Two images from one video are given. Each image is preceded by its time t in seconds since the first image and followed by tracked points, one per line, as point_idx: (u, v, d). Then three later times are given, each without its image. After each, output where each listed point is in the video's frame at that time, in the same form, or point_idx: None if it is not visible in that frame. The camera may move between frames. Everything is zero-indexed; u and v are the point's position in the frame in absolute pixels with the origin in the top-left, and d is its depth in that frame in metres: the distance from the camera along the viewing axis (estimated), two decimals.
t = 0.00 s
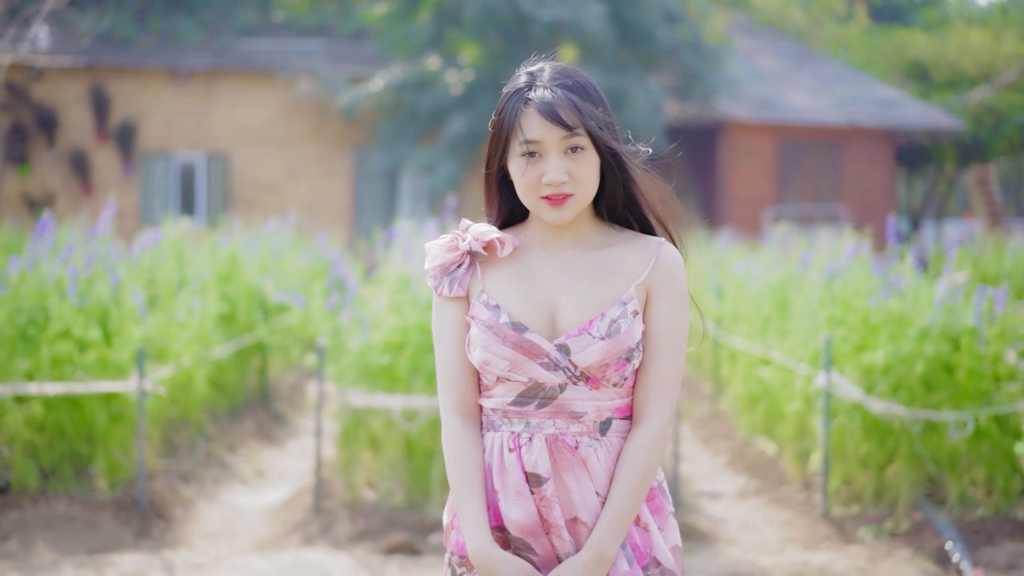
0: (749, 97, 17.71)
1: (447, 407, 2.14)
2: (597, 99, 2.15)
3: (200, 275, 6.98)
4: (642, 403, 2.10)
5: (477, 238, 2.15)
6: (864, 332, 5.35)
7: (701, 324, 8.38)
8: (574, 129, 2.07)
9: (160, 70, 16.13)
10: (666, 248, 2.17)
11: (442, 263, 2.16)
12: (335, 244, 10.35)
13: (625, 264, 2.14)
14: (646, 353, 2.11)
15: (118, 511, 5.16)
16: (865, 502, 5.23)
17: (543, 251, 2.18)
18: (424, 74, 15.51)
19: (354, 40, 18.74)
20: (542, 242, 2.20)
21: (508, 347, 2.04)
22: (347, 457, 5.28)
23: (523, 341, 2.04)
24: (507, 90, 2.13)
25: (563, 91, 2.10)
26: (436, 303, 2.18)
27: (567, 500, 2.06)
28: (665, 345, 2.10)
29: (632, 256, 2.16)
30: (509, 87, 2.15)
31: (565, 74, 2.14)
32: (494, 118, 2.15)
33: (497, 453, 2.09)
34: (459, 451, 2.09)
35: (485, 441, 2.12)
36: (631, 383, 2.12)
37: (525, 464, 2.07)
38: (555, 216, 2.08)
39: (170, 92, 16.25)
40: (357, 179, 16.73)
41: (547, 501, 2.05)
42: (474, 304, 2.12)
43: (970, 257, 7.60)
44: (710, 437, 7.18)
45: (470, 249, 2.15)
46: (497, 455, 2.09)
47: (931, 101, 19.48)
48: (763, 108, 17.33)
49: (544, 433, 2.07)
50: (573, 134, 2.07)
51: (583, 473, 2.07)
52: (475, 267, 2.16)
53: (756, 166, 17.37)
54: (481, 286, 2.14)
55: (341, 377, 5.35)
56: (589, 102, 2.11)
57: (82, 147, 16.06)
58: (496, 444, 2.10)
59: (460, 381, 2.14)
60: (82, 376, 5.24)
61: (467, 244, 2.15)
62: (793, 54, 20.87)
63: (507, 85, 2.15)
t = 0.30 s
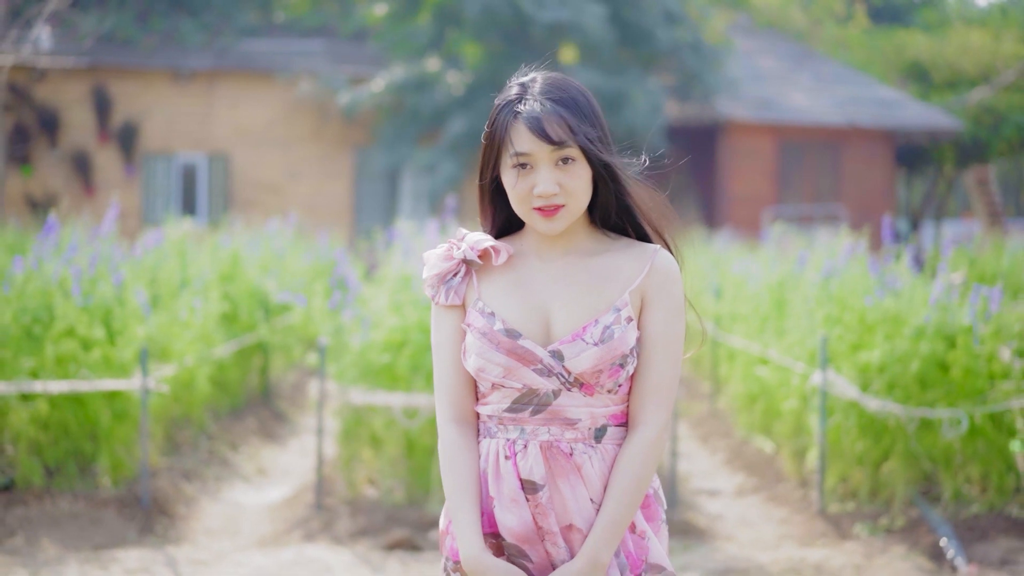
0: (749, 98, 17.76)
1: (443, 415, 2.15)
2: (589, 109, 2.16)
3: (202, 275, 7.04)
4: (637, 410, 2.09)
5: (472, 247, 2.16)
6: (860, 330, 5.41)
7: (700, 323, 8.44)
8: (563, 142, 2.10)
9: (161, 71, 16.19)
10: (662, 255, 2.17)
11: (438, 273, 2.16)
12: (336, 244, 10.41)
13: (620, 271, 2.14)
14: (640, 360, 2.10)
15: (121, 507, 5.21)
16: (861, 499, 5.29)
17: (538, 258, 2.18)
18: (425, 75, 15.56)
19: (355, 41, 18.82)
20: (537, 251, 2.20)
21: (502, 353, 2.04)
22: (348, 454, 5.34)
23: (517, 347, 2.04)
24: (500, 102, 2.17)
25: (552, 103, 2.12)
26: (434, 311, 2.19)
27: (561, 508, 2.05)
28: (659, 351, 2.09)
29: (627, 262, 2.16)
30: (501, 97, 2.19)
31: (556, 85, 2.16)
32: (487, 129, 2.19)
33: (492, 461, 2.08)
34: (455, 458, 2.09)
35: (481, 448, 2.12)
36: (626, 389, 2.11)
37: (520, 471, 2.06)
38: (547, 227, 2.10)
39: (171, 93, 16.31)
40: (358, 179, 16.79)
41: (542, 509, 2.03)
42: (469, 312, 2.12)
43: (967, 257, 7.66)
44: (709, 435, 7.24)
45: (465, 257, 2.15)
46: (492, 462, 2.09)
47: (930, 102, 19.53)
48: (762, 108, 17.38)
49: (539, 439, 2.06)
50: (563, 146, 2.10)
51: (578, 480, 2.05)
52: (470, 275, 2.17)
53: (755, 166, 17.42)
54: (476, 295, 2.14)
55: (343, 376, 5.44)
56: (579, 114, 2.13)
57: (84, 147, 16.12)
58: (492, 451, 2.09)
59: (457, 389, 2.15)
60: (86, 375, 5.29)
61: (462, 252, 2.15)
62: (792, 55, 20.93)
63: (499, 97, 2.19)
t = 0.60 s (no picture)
0: (748, 98, 17.82)
1: (435, 412, 2.17)
2: (584, 107, 2.19)
3: (204, 275, 7.10)
4: (630, 410, 2.11)
5: (468, 244, 2.19)
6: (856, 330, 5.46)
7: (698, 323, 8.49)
8: (559, 140, 2.13)
9: (162, 71, 16.25)
10: (658, 255, 2.19)
11: (434, 271, 2.20)
12: (336, 244, 10.46)
13: (617, 270, 2.16)
14: (635, 359, 2.12)
15: (124, 504, 5.27)
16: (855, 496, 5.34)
17: (534, 256, 2.22)
18: (425, 76, 15.61)
19: (356, 41, 18.88)
20: (534, 250, 2.23)
21: (496, 348, 2.06)
22: (349, 452, 5.40)
23: (511, 342, 2.06)
24: (496, 100, 2.21)
25: (548, 103, 2.16)
26: (430, 309, 2.23)
27: (553, 506, 2.08)
28: (653, 351, 2.12)
29: (623, 263, 2.18)
30: (497, 96, 2.22)
31: (552, 84, 2.20)
32: (483, 128, 2.23)
33: (483, 459, 2.11)
34: (446, 454, 2.11)
35: (472, 446, 2.14)
36: (619, 389, 2.13)
37: (511, 468, 2.08)
38: (543, 225, 2.14)
39: (172, 93, 16.37)
40: (359, 179, 16.84)
41: (534, 506, 2.07)
42: (464, 309, 2.15)
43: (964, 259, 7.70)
44: (706, 433, 7.29)
45: (460, 255, 2.19)
46: (483, 460, 2.11)
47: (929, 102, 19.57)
48: (761, 109, 17.43)
49: (531, 437, 2.08)
50: (559, 144, 2.13)
51: (569, 479, 2.08)
52: (466, 274, 2.20)
53: (755, 167, 17.48)
54: (472, 291, 2.17)
55: (344, 375, 5.48)
56: (574, 112, 2.17)
57: (85, 147, 16.19)
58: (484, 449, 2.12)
59: (450, 386, 2.17)
60: (90, 374, 5.35)
61: (458, 250, 2.19)
62: (792, 55, 20.99)
63: (496, 96, 2.23)
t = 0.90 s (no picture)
0: (748, 98, 17.86)
1: (430, 402, 2.14)
2: (583, 105, 2.15)
3: (206, 275, 7.14)
4: (628, 407, 2.09)
5: (473, 235, 2.17)
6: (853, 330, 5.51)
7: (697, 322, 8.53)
8: (559, 138, 2.09)
9: (163, 72, 16.29)
10: (662, 254, 2.18)
11: (437, 258, 2.17)
12: (336, 243, 10.50)
13: (620, 268, 2.14)
14: (635, 357, 2.11)
15: (128, 502, 5.32)
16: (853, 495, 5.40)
17: (538, 249, 2.19)
18: (426, 76, 15.65)
19: (356, 42, 18.93)
20: (537, 244, 2.21)
21: (498, 339, 2.04)
22: (349, 451, 5.45)
23: (513, 334, 2.03)
24: (495, 98, 2.17)
25: (546, 101, 2.11)
26: (429, 297, 2.20)
27: (549, 500, 2.05)
28: (655, 350, 2.10)
29: (626, 260, 2.16)
30: (496, 94, 2.18)
31: (551, 81, 2.16)
32: (481, 128, 2.19)
33: (479, 451, 2.08)
34: (440, 444, 2.08)
35: (467, 438, 2.12)
36: (618, 386, 2.12)
37: (507, 462, 2.06)
38: (545, 223, 2.11)
39: (173, 93, 16.41)
40: (359, 179, 16.87)
41: (529, 500, 2.04)
42: (466, 298, 2.12)
43: (962, 259, 7.74)
44: (705, 432, 7.34)
45: (466, 245, 2.17)
46: (478, 452, 2.09)
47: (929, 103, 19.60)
48: (761, 109, 17.47)
49: (528, 431, 2.06)
50: (558, 141, 2.09)
51: (564, 474, 2.06)
52: (469, 263, 2.18)
53: (754, 167, 17.52)
54: (474, 282, 2.15)
55: (344, 374, 5.52)
56: (574, 110, 2.12)
57: (87, 148, 16.24)
58: (479, 442, 2.10)
59: (448, 375, 2.14)
60: (94, 373, 5.39)
61: (464, 240, 2.17)
62: (791, 55, 21.03)
63: (494, 94, 2.19)
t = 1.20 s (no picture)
0: (748, 99, 17.90)
1: (429, 395, 2.10)
2: (587, 106, 2.11)
3: (207, 274, 7.18)
4: (628, 408, 2.07)
5: (479, 229, 2.14)
6: (849, 329, 5.54)
7: (696, 322, 8.57)
8: (560, 143, 2.05)
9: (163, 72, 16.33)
10: (666, 256, 2.15)
11: (441, 251, 2.14)
12: (337, 242, 10.56)
13: (624, 268, 2.12)
14: (637, 358, 2.09)
15: (130, 499, 5.36)
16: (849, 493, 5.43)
17: (542, 247, 2.16)
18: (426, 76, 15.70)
19: (356, 42, 18.99)
20: (540, 241, 2.18)
21: (501, 334, 2.02)
22: (350, 449, 5.50)
23: (516, 330, 2.01)
24: (496, 101, 2.14)
25: (548, 104, 2.08)
26: (432, 290, 2.16)
27: (547, 498, 2.03)
28: (657, 351, 2.08)
29: (631, 262, 2.13)
30: (497, 97, 2.15)
31: (553, 82, 2.12)
32: (483, 131, 2.17)
33: (477, 446, 2.05)
34: (439, 437, 2.05)
35: (465, 433, 2.08)
36: (619, 386, 2.10)
37: (506, 458, 2.04)
38: (550, 224, 2.09)
39: (174, 93, 16.44)
40: (360, 179, 16.90)
41: (529, 496, 2.02)
42: (469, 292, 2.09)
43: (959, 259, 7.79)
44: (704, 431, 7.37)
45: (472, 239, 2.13)
46: (477, 447, 2.06)
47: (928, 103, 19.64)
48: (761, 109, 17.51)
49: (527, 427, 2.04)
50: (559, 146, 2.05)
51: (563, 472, 2.03)
52: (474, 258, 2.14)
53: (754, 167, 17.58)
54: (478, 276, 2.11)
55: (345, 373, 5.56)
56: (576, 113, 2.09)
57: (88, 148, 16.28)
58: (477, 437, 2.07)
59: (447, 369, 2.11)
60: (96, 371, 5.44)
61: (469, 234, 2.14)
62: (791, 55, 21.08)
63: (495, 96, 2.16)
